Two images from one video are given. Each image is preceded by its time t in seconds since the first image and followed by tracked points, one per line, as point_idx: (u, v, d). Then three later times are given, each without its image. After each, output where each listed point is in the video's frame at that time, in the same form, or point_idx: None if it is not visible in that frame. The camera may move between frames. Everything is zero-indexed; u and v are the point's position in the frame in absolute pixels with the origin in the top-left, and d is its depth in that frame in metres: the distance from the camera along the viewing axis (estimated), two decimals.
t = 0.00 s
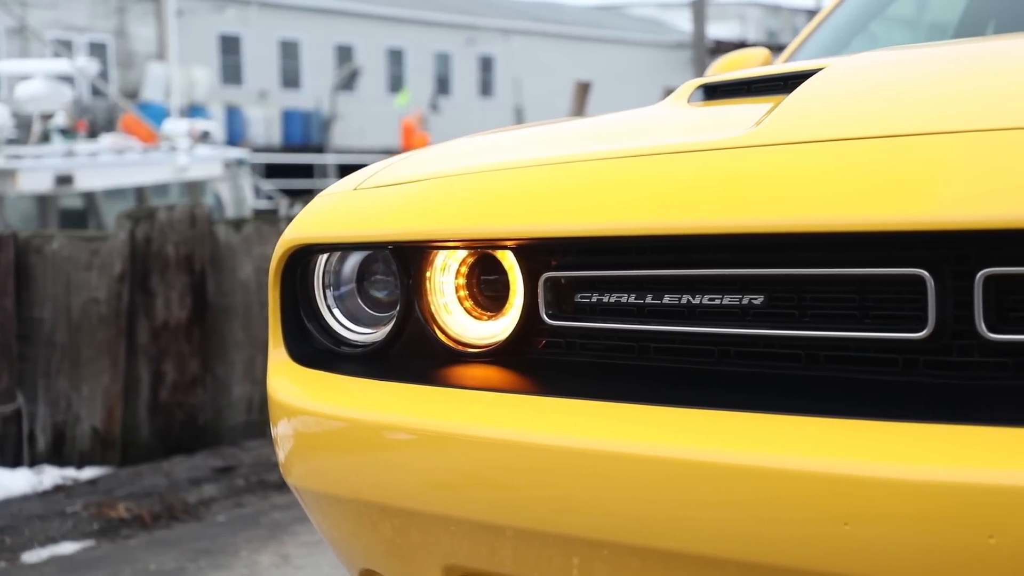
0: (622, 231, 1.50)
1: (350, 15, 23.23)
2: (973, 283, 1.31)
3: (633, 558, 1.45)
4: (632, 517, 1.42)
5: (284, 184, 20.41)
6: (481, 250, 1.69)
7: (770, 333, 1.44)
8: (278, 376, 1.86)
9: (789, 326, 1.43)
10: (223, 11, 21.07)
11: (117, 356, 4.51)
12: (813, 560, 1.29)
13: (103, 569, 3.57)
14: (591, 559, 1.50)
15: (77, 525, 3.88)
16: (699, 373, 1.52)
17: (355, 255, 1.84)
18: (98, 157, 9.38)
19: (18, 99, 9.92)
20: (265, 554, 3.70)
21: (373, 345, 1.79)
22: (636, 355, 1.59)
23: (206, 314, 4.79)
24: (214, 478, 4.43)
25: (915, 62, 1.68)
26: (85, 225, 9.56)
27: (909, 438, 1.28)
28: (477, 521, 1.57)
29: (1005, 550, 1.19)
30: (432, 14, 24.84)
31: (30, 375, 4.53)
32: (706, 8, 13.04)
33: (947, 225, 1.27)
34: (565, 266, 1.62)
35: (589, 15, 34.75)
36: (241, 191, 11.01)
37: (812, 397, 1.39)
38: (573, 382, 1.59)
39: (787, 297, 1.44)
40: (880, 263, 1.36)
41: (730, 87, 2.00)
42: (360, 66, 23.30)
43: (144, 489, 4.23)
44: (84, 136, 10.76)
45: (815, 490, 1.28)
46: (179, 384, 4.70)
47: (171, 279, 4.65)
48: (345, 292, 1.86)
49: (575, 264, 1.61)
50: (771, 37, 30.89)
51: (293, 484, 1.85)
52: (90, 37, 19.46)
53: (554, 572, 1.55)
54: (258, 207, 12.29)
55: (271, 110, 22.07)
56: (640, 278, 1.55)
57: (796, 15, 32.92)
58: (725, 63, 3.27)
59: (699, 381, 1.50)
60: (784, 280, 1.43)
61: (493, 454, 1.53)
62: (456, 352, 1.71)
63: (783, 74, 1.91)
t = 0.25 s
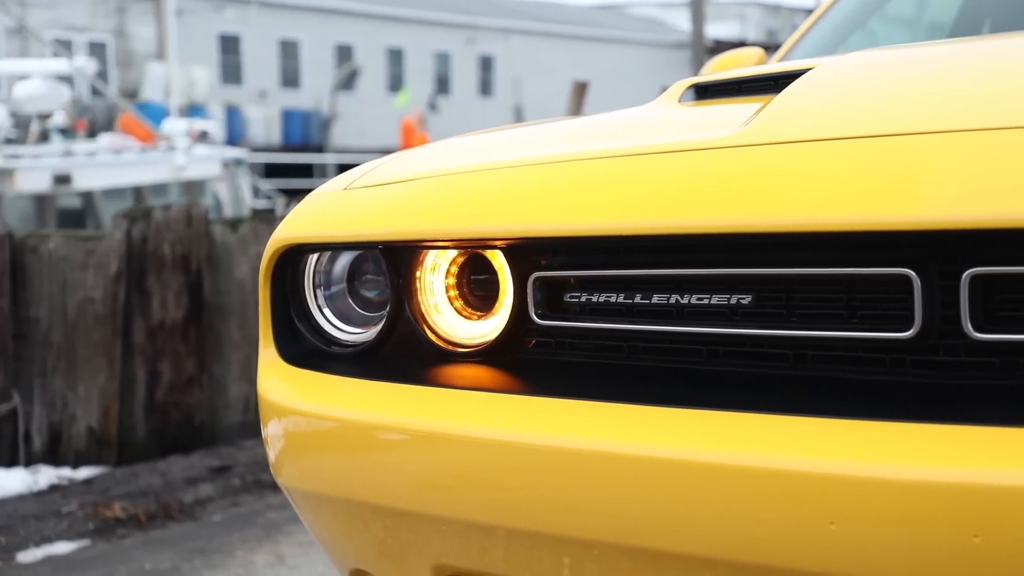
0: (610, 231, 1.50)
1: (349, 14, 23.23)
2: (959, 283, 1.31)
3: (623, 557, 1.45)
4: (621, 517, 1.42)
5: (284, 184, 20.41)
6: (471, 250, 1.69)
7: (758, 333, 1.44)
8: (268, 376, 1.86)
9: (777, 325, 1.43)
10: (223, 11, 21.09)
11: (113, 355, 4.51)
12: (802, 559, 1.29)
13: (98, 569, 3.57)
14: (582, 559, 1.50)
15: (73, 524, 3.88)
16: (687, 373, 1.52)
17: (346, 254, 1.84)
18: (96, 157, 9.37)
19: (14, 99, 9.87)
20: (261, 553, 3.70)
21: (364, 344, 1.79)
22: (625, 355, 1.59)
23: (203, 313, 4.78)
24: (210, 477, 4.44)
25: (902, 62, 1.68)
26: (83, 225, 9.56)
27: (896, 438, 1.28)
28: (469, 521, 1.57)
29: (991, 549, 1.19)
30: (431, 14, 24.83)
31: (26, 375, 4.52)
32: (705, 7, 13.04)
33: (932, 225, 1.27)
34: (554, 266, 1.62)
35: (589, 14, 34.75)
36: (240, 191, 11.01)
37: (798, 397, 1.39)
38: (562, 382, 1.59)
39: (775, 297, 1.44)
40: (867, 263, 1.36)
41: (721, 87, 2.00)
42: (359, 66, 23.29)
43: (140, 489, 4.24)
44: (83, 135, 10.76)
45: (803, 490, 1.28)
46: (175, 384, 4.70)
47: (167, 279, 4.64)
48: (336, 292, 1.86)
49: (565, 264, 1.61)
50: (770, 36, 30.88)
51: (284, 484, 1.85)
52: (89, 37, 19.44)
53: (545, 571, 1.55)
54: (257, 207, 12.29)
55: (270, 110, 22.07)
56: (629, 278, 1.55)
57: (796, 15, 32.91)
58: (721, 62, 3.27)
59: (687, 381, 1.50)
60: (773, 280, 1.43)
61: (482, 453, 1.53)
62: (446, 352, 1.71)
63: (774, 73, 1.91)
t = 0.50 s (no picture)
0: (598, 231, 1.50)
1: (349, 14, 23.23)
2: (945, 283, 1.31)
3: (614, 558, 1.45)
4: (610, 516, 1.42)
5: (283, 184, 20.40)
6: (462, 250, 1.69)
7: (745, 334, 1.44)
8: (258, 376, 1.86)
9: (765, 325, 1.43)
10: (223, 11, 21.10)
11: (109, 355, 4.51)
12: (790, 558, 1.29)
13: (93, 569, 3.57)
14: (573, 559, 1.49)
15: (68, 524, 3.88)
16: (675, 373, 1.52)
17: (336, 254, 1.84)
18: (94, 156, 9.37)
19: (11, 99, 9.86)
20: (256, 553, 3.70)
21: (354, 344, 1.79)
22: (614, 354, 1.59)
23: (199, 313, 4.79)
24: (206, 477, 4.44)
25: (889, 63, 1.69)
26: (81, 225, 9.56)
27: (882, 437, 1.28)
28: (460, 521, 1.57)
29: (978, 548, 1.19)
30: (431, 14, 24.84)
31: (22, 376, 4.52)
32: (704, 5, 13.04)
33: (918, 225, 1.27)
34: (544, 266, 1.62)
35: (588, 15, 34.74)
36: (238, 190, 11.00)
37: (786, 397, 1.39)
38: (550, 381, 1.59)
39: (763, 296, 1.44)
40: (855, 263, 1.36)
41: (712, 87, 2.00)
42: (359, 65, 23.29)
43: (136, 488, 4.24)
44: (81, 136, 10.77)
45: (790, 489, 1.28)
46: (172, 384, 4.70)
47: (164, 278, 4.64)
48: (327, 292, 1.86)
49: (554, 263, 1.61)
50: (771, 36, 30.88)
51: (273, 483, 1.85)
52: (89, 37, 19.45)
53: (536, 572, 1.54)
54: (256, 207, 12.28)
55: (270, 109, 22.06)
56: (617, 278, 1.55)
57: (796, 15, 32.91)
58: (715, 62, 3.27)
59: (675, 381, 1.50)
60: (760, 281, 1.43)
61: (471, 453, 1.53)
62: (436, 352, 1.71)
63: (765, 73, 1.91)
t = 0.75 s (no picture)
0: (585, 231, 1.50)
1: (348, 15, 23.24)
2: (931, 283, 1.32)
3: (603, 558, 1.44)
4: (599, 516, 1.41)
5: (283, 184, 20.40)
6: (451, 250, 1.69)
7: (732, 334, 1.44)
8: (248, 376, 1.86)
9: (752, 325, 1.43)
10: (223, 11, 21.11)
11: (105, 354, 4.51)
12: (779, 558, 1.29)
13: (87, 569, 3.57)
14: (563, 560, 1.49)
15: (63, 525, 3.88)
16: (663, 373, 1.52)
17: (326, 255, 1.84)
18: (92, 156, 9.38)
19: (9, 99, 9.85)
20: (251, 553, 3.69)
21: (344, 344, 1.79)
22: (602, 355, 1.60)
23: (195, 313, 4.79)
24: (202, 477, 4.44)
25: (877, 64, 1.69)
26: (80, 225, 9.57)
27: (869, 438, 1.28)
28: (450, 521, 1.56)
29: (966, 548, 1.19)
30: (430, 14, 24.84)
31: (17, 376, 4.53)
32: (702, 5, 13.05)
33: (903, 225, 1.27)
34: (532, 266, 1.62)
35: (588, 15, 34.75)
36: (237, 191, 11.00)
37: (773, 397, 1.40)
38: (539, 381, 1.59)
39: (750, 297, 1.44)
40: (842, 263, 1.36)
41: (703, 87, 2.00)
42: (358, 65, 23.29)
43: (131, 489, 4.24)
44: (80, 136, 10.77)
45: (778, 489, 1.28)
46: (167, 384, 4.70)
47: (159, 278, 4.64)
48: (317, 293, 1.86)
49: (543, 264, 1.61)
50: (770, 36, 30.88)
51: (262, 483, 1.85)
52: (88, 36, 19.44)
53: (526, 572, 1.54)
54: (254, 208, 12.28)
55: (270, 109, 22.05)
56: (606, 278, 1.56)
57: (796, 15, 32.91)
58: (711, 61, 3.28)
59: (663, 381, 1.50)
60: (747, 281, 1.43)
61: (460, 453, 1.53)
62: (425, 352, 1.71)
63: (755, 74, 1.91)
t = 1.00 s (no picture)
0: (571, 231, 1.50)
1: (347, 15, 23.24)
2: (916, 284, 1.32)
3: (593, 559, 1.44)
4: (587, 517, 1.41)
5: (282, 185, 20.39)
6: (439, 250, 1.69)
7: (719, 334, 1.44)
8: (237, 376, 1.86)
9: (738, 326, 1.43)
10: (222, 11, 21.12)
11: (100, 355, 4.52)
12: (766, 559, 1.28)
13: (82, 569, 3.57)
14: (553, 561, 1.49)
15: (58, 525, 3.88)
16: (650, 373, 1.52)
17: (315, 255, 1.84)
18: (90, 157, 9.38)
19: (6, 99, 9.82)
20: (245, 553, 3.69)
21: (333, 345, 1.79)
22: (589, 355, 1.60)
23: (191, 314, 4.76)
24: (197, 478, 4.44)
25: (863, 64, 1.70)
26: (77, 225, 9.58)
27: (855, 438, 1.27)
28: (441, 522, 1.56)
29: (953, 549, 1.19)
30: (429, 14, 24.84)
31: (13, 377, 4.53)
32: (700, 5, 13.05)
33: (887, 225, 1.27)
34: (520, 267, 1.62)
35: (588, 15, 34.75)
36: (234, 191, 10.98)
37: (759, 397, 1.40)
38: (527, 381, 1.60)
39: (736, 297, 1.45)
40: (829, 264, 1.36)
41: (693, 88, 2.00)
42: (357, 66, 23.28)
43: (127, 489, 4.24)
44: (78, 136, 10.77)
45: (764, 490, 1.28)
46: (163, 385, 4.70)
47: (155, 279, 4.64)
48: (307, 293, 1.86)
49: (531, 264, 1.61)
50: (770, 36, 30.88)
51: (252, 484, 1.85)
52: (87, 37, 19.43)
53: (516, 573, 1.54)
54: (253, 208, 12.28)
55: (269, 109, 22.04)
56: (593, 278, 1.56)
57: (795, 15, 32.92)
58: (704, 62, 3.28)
59: (650, 382, 1.50)
60: (733, 281, 1.43)
61: (448, 453, 1.53)
62: (414, 353, 1.71)
63: (745, 74, 1.91)
